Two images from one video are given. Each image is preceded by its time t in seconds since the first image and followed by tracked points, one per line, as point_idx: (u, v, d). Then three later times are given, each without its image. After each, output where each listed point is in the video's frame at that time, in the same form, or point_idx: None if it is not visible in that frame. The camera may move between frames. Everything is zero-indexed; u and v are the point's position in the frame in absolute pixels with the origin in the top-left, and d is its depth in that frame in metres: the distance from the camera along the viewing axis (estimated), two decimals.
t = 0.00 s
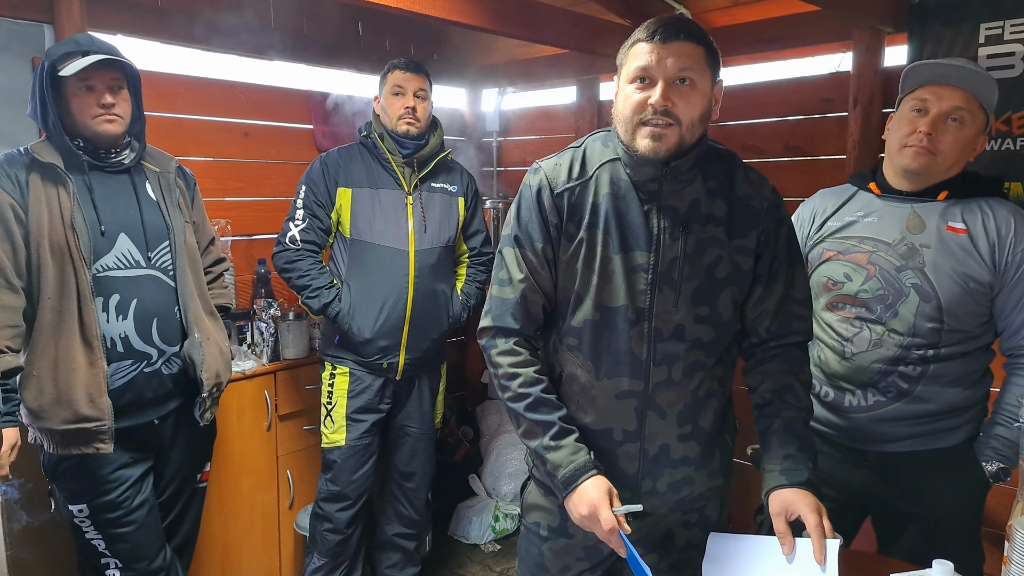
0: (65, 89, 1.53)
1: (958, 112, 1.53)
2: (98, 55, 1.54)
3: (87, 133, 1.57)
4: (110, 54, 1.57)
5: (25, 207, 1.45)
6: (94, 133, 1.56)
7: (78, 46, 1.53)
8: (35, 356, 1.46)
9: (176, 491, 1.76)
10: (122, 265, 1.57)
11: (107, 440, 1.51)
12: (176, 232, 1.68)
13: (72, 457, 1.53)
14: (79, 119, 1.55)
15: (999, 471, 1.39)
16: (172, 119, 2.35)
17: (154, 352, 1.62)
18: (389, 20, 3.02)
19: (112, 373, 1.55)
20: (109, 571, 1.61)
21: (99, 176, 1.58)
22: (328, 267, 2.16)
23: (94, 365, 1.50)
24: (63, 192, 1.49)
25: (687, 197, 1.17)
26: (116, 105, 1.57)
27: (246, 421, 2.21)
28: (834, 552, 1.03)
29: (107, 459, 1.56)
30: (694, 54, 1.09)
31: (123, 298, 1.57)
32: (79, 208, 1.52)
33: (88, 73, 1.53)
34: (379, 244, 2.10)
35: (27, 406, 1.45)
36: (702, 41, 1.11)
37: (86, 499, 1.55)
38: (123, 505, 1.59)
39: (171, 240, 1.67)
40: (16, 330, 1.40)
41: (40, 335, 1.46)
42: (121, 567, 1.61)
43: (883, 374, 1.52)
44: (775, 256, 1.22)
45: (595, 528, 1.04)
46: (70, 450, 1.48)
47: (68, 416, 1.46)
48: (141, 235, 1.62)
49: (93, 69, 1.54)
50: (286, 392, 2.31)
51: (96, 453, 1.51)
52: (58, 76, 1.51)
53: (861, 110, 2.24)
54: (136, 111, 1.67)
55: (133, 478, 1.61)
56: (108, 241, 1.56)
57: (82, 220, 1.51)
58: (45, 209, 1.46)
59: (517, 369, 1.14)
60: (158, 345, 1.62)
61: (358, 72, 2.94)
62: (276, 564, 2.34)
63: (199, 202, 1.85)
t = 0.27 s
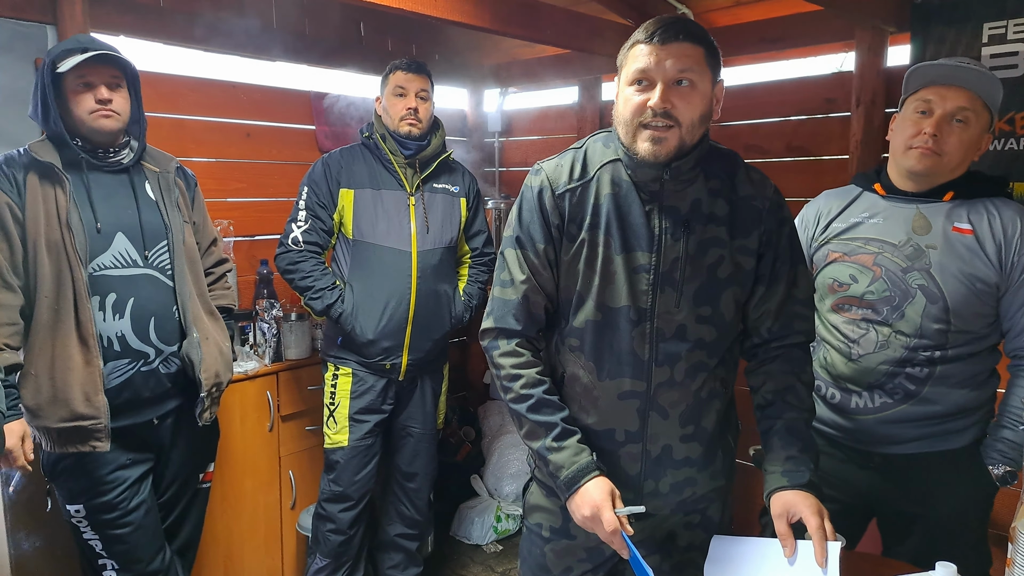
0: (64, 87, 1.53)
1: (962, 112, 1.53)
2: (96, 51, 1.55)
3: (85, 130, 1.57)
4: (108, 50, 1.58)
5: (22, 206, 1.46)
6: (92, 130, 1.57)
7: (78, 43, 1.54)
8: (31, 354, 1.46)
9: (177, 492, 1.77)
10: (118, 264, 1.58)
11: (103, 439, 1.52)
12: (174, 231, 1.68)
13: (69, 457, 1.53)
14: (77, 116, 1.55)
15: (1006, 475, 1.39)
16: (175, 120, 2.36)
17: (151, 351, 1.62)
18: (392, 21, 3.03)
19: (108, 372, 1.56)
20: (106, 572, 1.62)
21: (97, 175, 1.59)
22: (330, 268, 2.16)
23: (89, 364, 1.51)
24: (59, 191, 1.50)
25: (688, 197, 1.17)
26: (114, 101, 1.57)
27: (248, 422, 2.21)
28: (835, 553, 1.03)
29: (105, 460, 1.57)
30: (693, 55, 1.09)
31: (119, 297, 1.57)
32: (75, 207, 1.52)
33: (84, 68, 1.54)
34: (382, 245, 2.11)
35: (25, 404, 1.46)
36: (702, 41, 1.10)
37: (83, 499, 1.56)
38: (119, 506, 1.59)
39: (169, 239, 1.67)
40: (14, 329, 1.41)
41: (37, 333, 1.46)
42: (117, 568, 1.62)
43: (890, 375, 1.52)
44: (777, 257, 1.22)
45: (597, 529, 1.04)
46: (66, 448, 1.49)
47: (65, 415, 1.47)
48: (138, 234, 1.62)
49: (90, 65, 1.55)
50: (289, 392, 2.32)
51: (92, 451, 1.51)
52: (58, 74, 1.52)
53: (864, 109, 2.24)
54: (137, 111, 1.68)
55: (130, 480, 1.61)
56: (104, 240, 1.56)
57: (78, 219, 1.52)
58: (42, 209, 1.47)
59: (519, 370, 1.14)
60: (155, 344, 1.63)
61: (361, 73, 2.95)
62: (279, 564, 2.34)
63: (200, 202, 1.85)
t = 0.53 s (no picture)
0: (62, 84, 1.55)
1: (969, 113, 1.53)
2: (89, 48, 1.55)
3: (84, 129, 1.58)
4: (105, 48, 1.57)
5: (22, 203, 1.47)
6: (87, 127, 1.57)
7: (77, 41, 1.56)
8: (31, 350, 1.47)
9: (180, 493, 1.77)
10: (118, 260, 1.58)
11: (100, 435, 1.52)
12: (175, 229, 1.69)
13: (71, 454, 1.55)
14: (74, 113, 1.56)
15: (1012, 477, 1.39)
16: (178, 120, 2.36)
17: (151, 347, 1.62)
18: (395, 21, 3.03)
19: (107, 368, 1.56)
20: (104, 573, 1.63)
21: (98, 173, 1.60)
22: (334, 269, 2.16)
23: (88, 360, 1.51)
24: (59, 188, 1.51)
25: (688, 199, 1.17)
26: (106, 97, 1.56)
27: (252, 422, 2.22)
28: (835, 555, 1.02)
29: (104, 462, 1.58)
30: (687, 57, 1.08)
31: (119, 292, 1.57)
32: (75, 203, 1.53)
33: (77, 65, 1.55)
34: (387, 245, 2.11)
35: (24, 399, 1.46)
36: (696, 42, 1.10)
37: (82, 499, 1.57)
38: (118, 508, 1.60)
39: (169, 237, 1.68)
40: (13, 324, 1.43)
41: (36, 328, 1.48)
42: (116, 571, 1.62)
43: (896, 376, 1.52)
44: (778, 257, 1.21)
45: (601, 530, 1.04)
46: (65, 444, 1.50)
47: (62, 410, 1.48)
48: (138, 231, 1.62)
49: (83, 62, 1.55)
50: (292, 392, 2.32)
51: (90, 447, 1.51)
52: (55, 71, 1.53)
53: (867, 110, 2.24)
54: (140, 110, 1.67)
55: (130, 481, 1.62)
56: (103, 236, 1.57)
57: (76, 215, 1.52)
58: (42, 206, 1.48)
59: (521, 372, 1.14)
60: (155, 341, 1.63)
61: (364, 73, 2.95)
62: (282, 564, 2.35)
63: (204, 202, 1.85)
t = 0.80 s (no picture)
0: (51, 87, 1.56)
1: (977, 112, 1.52)
2: (60, 48, 1.52)
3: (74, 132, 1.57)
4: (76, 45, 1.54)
5: (23, 204, 1.48)
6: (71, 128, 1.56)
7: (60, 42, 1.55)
8: (31, 349, 1.48)
9: (184, 493, 1.78)
10: (118, 261, 1.59)
11: (101, 435, 1.52)
12: (176, 229, 1.69)
13: (72, 453, 1.56)
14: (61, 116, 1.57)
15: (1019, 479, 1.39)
16: (182, 121, 2.37)
17: (151, 348, 1.62)
18: (398, 21, 3.03)
19: (107, 368, 1.56)
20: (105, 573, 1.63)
21: (94, 172, 1.59)
22: (338, 269, 2.16)
23: (87, 360, 1.52)
24: (60, 190, 1.52)
25: (685, 199, 1.16)
26: (75, 96, 1.53)
27: (256, 421, 2.22)
28: (840, 558, 1.02)
29: (105, 461, 1.58)
30: (682, 74, 1.03)
31: (119, 293, 1.58)
32: (74, 203, 1.53)
33: (53, 65, 1.53)
34: (390, 245, 2.11)
35: (25, 399, 1.46)
36: (691, 54, 1.04)
37: (83, 499, 1.57)
38: (119, 508, 1.60)
39: (171, 237, 1.68)
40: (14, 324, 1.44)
41: (37, 328, 1.48)
42: (117, 571, 1.62)
43: (903, 376, 1.51)
44: (778, 255, 1.20)
45: (604, 529, 1.03)
46: (66, 444, 1.50)
47: (62, 410, 1.48)
48: (138, 232, 1.63)
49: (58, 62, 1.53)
50: (296, 392, 2.32)
51: (91, 447, 1.52)
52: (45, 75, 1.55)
53: (871, 109, 2.23)
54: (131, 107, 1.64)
55: (131, 481, 1.62)
56: (103, 237, 1.57)
57: (76, 216, 1.53)
58: (43, 207, 1.49)
59: (524, 373, 1.14)
60: (155, 341, 1.63)
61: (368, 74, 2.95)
62: (286, 563, 2.35)
63: (209, 201, 1.84)
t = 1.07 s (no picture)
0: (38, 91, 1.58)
1: (984, 110, 1.51)
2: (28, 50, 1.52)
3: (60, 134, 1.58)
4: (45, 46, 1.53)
5: (18, 207, 1.50)
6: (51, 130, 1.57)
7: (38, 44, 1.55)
8: (30, 352, 1.49)
9: (185, 492, 1.78)
10: (111, 262, 1.58)
11: (98, 436, 1.53)
12: (172, 229, 1.68)
13: (72, 453, 1.56)
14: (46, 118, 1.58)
15: None
16: (185, 119, 2.36)
17: (147, 349, 1.62)
18: (401, 20, 3.02)
19: (104, 370, 1.56)
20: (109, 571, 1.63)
21: (85, 172, 1.60)
22: (342, 267, 2.16)
23: (82, 362, 1.52)
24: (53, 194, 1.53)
25: (687, 199, 1.14)
26: (47, 97, 1.52)
27: (258, 421, 2.22)
28: (852, 556, 1.01)
29: (105, 460, 1.58)
30: (711, 91, 1.02)
31: (113, 295, 1.57)
32: (67, 205, 1.53)
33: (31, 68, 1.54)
34: (394, 244, 2.10)
35: (23, 401, 1.48)
36: (713, 69, 1.02)
37: (84, 497, 1.57)
38: (120, 507, 1.59)
39: (166, 237, 1.67)
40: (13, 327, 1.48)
41: (32, 330, 1.49)
42: (119, 568, 1.62)
43: (910, 376, 1.50)
44: (783, 254, 1.19)
45: (604, 532, 1.03)
46: (66, 445, 1.52)
47: (60, 412, 1.49)
48: (132, 232, 1.62)
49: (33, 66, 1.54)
50: (298, 392, 2.32)
51: (89, 448, 1.53)
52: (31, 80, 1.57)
53: (877, 108, 2.22)
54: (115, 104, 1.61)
55: (131, 480, 1.62)
56: (96, 238, 1.56)
57: (68, 218, 1.52)
58: (37, 210, 1.50)
59: (526, 373, 1.13)
60: (151, 343, 1.62)
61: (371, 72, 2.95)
62: (289, 562, 2.35)
63: (210, 195, 1.83)
